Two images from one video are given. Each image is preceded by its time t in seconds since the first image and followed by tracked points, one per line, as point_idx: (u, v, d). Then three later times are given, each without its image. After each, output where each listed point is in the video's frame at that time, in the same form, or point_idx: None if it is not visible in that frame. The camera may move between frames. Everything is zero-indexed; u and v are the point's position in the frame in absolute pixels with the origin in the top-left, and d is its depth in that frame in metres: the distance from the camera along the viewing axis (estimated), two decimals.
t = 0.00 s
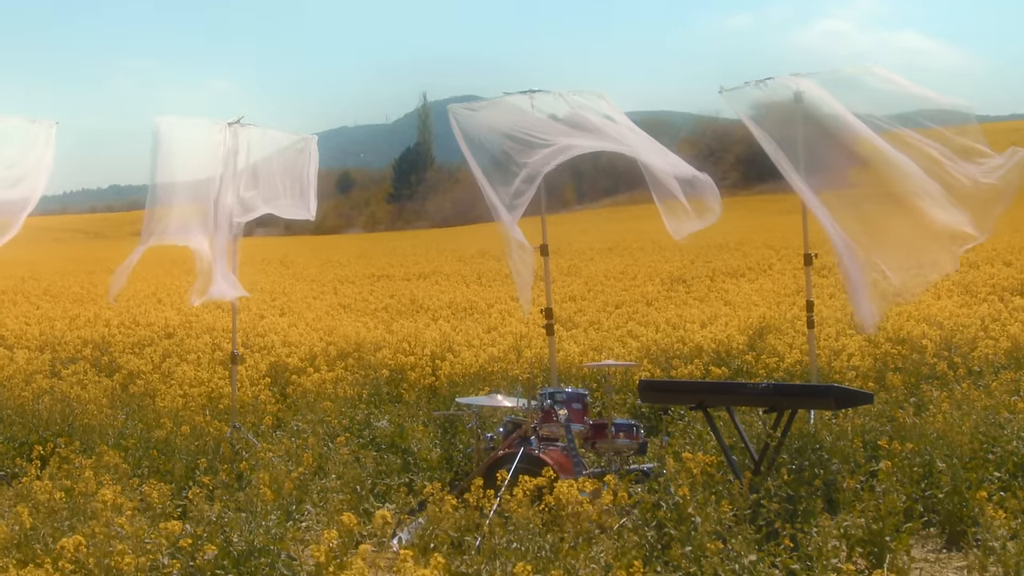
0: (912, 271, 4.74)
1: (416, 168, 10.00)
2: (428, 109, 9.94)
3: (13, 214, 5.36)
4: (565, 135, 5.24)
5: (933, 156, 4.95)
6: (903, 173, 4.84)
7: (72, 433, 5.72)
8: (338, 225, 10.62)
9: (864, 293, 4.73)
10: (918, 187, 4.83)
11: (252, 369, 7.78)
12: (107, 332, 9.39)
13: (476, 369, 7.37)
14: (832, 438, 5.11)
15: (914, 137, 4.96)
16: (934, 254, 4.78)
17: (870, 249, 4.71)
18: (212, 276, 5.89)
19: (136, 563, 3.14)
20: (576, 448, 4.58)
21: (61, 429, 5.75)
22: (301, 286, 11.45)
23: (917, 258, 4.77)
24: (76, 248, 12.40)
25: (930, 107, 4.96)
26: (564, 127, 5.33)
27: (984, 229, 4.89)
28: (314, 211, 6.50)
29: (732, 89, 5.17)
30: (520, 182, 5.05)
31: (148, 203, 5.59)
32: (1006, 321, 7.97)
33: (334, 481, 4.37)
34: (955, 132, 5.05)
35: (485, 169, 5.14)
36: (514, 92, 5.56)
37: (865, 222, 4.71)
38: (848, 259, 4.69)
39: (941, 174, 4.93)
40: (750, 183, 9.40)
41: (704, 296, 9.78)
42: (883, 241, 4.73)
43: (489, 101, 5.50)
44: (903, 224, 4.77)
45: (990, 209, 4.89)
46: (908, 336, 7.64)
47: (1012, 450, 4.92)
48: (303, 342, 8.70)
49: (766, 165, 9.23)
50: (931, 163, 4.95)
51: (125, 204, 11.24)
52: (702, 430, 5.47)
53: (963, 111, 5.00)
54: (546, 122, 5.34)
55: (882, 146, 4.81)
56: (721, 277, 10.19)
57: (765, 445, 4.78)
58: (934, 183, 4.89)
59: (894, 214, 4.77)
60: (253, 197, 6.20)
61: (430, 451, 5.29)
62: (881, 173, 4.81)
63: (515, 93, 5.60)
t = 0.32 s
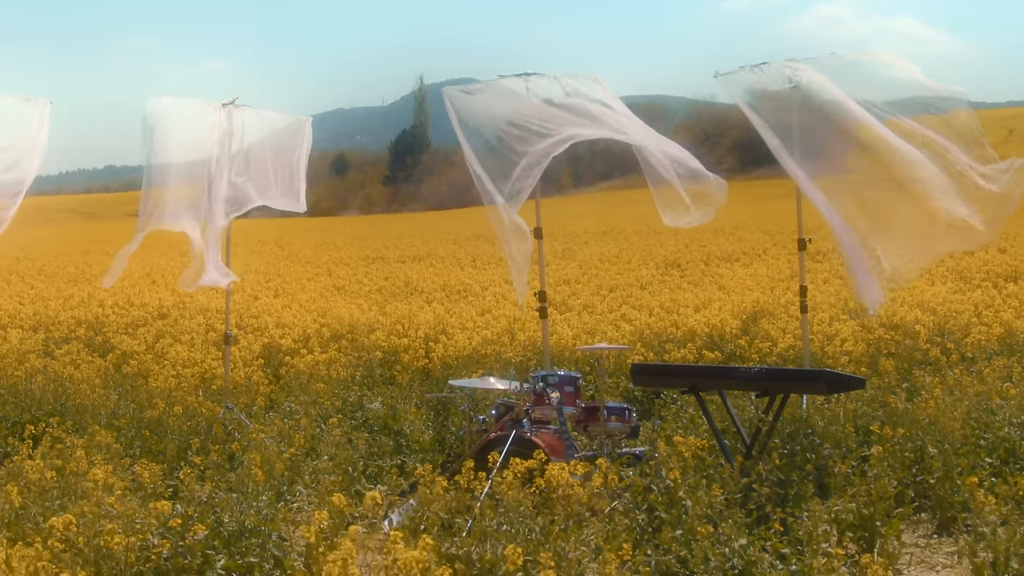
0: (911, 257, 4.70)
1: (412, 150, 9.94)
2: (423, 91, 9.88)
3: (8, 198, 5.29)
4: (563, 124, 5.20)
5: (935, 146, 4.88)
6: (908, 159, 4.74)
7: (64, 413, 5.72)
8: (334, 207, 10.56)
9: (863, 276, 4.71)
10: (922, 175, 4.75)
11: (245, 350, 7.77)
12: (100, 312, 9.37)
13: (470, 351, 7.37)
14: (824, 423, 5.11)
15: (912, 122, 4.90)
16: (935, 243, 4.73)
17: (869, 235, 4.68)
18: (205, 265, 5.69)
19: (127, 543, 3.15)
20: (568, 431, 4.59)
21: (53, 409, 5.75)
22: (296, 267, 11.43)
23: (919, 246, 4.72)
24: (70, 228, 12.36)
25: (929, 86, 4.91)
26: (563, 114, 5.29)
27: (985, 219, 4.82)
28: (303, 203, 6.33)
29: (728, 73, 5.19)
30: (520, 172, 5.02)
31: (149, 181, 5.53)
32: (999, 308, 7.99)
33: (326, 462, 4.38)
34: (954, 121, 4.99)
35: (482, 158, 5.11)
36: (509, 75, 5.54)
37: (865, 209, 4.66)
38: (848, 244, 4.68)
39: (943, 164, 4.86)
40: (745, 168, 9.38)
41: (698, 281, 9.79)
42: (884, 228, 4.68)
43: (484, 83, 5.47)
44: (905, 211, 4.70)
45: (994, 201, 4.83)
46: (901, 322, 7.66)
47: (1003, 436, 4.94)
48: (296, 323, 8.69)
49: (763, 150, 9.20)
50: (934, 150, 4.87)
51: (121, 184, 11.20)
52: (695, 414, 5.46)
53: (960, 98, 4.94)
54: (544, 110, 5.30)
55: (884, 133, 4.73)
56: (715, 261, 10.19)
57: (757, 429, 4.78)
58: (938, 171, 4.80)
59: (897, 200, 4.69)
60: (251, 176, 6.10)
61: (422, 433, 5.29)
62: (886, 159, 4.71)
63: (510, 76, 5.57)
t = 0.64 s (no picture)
0: (917, 247, 4.67)
1: (411, 137, 10.01)
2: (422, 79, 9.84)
3: (9, 185, 5.37)
4: (564, 116, 5.16)
5: (936, 134, 4.85)
6: (910, 147, 4.70)
7: (61, 399, 5.73)
8: (333, 194, 10.53)
9: (868, 267, 4.69)
10: (927, 162, 4.69)
11: (242, 336, 7.77)
12: (98, 298, 9.37)
13: (467, 338, 7.37)
14: (820, 411, 5.11)
15: (909, 111, 4.89)
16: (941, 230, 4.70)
17: (872, 225, 4.65)
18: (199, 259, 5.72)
19: (121, 529, 3.16)
20: (564, 419, 4.60)
21: (49, 395, 5.76)
22: (294, 254, 11.43)
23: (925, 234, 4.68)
24: (70, 214, 12.36)
25: (931, 72, 4.84)
26: (563, 104, 5.25)
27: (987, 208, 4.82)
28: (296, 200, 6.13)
29: (725, 60, 5.19)
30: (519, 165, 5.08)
31: (146, 164, 5.51)
32: (997, 297, 8.00)
33: (322, 449, 4.39)
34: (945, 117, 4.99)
35: (480, 148, 5.14)
36: (507, 61, 5.49)
37: (866, 199, 4.64)
38: (851, 235, 4.66)
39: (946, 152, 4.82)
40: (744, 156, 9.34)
41: (696, 269, 9.78)
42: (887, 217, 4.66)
43: (483, 68, 5.43)
44: (909, 199, 4.66)
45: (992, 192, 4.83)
46: (898, 311, 7.66)
47: (999, 426, 4.95)
48: (293, 310, 8.68)
49: (762, 138, 9.17)
50: (934, 139, 4.85)
51: (120, 170, 11.19)
52: (691, 402, 5.46)
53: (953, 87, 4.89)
54: (545, 101, 5.26)
55: (885, 121, 4.70)
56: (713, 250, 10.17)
57: (753, 418, 4.78)
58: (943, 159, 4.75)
59: (900, 189, 4.66)
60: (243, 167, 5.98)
61: (419, 421, 5.30)
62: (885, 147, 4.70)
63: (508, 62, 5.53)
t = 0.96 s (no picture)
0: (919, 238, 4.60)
1: (405, 131, 9.84)
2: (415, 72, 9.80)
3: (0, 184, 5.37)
4: (562, 124, 5.11)
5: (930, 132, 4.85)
6: (910, 143, 4.68)
7: (51, 392, 5.74)
8: (325, 188, 10.51)
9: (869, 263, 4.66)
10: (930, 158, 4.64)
11: (232, 329, 7.77)
12: (89, 291, 9.35)
13: (458, 332, 7.37)
14: (809, 406, 5.10)
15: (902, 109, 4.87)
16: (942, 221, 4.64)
17: (872, 223, 4.65)
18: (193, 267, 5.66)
19: (106, 522, 3.15)
20: (553, 413, 4.62)
21: (40, 388, 5.80)
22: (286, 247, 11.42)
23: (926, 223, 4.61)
24: (61, 207, 12.33)
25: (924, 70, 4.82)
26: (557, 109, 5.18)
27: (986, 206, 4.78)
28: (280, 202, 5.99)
29: (715, 54, 5.19)
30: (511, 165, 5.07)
31: (136, 156, 5.53)
32: (987, 293, 8.03)
33: (311, 443, 4.39)
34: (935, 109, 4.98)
35: (471, 146, 5.12)
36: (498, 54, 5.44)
37: (864, 196, 4.64)
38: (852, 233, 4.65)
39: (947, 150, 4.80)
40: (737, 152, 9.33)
41: (688, 264, 9.79)
42: (887, 215, 4.64)
43: (475, 62, 5.37)
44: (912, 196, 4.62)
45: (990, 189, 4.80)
46: (888, 306, 7.69)
47: (987, 421, 4.97)
48: (284, 304, 8.67)
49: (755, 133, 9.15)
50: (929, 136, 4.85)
51: (112, 164, 11.15)
52: (680, 397, 5.47)
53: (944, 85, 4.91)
54: (539, 106, 5.18)
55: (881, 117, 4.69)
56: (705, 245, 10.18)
57: (742, 412, 4.79)
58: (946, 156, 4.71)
59: (900, 185, 4.63)
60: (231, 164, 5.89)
61: (409, 414, 5.32)
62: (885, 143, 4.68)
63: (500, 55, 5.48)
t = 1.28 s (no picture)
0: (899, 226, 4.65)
1: (390, 126, 9.86)
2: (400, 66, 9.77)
3: None
4: (549, 131, 5.09)
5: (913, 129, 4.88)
6: (892, 139, 4.72)
7: (31, 384, 5.72)
8: (310, 182, 10.49)
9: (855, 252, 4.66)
10: (916, 151, 4.67)
11: (214, 322, 7.75)
12: (70, 284, 9.32)
13: (441, 327, 7.37)
14: (789, 403, 5.12)
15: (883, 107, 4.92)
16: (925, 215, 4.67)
17: (858, 218, 4.66)
18: (179, 274, 5.79)
19: (81, 515, 3.15)
20: (533, 408, 4.64)
21: (19, 380, 5.78)
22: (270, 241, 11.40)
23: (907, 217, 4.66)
24: (45, 199, 12.29)
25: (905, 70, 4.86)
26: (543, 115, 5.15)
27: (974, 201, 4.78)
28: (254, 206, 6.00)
29: (698, 51, 5.19)
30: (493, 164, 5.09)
31: (118, 150, 5.52)
32: (968, 291, 8.07)
33: (290, 437, 4.39)
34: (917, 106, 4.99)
35: (455, 145, 5.12)
36: (482, 50, 5.39)
37: (853, 196, 4.66)
38: (845, 236, 4.67)
39: (931, 144, 4.84)
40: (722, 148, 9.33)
41: (671, 260, 9.82)
42: (880, 215, 4.67)
43: (458, 59, 5.34)
44: (903, 191, 4.66)
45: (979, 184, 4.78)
46: (870, 304, 7.73)
47: (967, 419, 5.00)
48: (265, 297, 8.65)
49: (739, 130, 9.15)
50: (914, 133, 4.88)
51: (95, 156, 11.11)
52: (661, 392, 5.48)
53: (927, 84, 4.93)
54: (525, 114, 5.14)
55: (861, 114, 4.76)
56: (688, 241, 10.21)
57: (721, 408, 4.82)
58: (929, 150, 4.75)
59: (890, 183, 4.66)
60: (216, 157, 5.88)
61: (389, 409, 5.33)
62: (867, 142, 4.71)
63: (483, 51, 5.43)
